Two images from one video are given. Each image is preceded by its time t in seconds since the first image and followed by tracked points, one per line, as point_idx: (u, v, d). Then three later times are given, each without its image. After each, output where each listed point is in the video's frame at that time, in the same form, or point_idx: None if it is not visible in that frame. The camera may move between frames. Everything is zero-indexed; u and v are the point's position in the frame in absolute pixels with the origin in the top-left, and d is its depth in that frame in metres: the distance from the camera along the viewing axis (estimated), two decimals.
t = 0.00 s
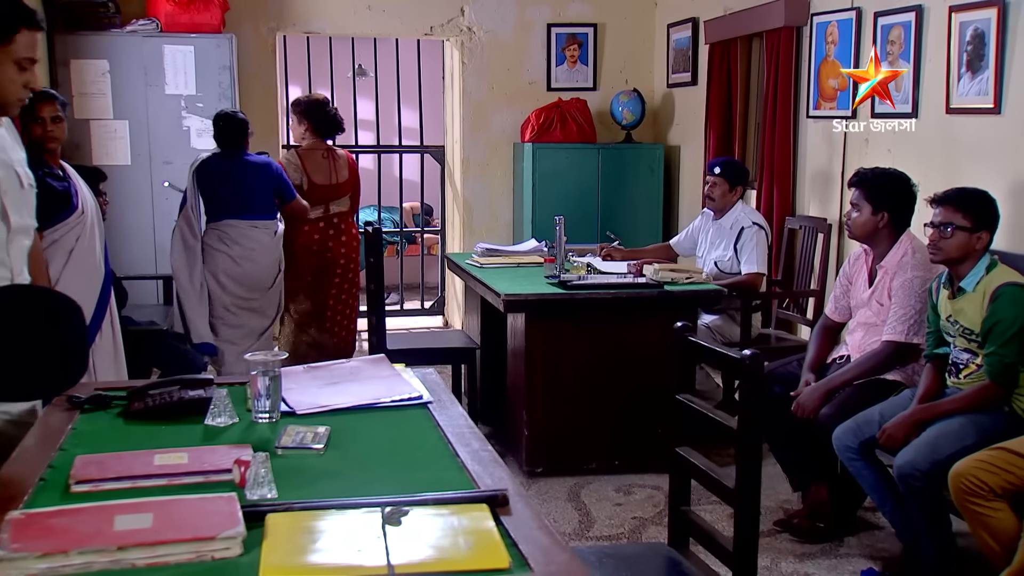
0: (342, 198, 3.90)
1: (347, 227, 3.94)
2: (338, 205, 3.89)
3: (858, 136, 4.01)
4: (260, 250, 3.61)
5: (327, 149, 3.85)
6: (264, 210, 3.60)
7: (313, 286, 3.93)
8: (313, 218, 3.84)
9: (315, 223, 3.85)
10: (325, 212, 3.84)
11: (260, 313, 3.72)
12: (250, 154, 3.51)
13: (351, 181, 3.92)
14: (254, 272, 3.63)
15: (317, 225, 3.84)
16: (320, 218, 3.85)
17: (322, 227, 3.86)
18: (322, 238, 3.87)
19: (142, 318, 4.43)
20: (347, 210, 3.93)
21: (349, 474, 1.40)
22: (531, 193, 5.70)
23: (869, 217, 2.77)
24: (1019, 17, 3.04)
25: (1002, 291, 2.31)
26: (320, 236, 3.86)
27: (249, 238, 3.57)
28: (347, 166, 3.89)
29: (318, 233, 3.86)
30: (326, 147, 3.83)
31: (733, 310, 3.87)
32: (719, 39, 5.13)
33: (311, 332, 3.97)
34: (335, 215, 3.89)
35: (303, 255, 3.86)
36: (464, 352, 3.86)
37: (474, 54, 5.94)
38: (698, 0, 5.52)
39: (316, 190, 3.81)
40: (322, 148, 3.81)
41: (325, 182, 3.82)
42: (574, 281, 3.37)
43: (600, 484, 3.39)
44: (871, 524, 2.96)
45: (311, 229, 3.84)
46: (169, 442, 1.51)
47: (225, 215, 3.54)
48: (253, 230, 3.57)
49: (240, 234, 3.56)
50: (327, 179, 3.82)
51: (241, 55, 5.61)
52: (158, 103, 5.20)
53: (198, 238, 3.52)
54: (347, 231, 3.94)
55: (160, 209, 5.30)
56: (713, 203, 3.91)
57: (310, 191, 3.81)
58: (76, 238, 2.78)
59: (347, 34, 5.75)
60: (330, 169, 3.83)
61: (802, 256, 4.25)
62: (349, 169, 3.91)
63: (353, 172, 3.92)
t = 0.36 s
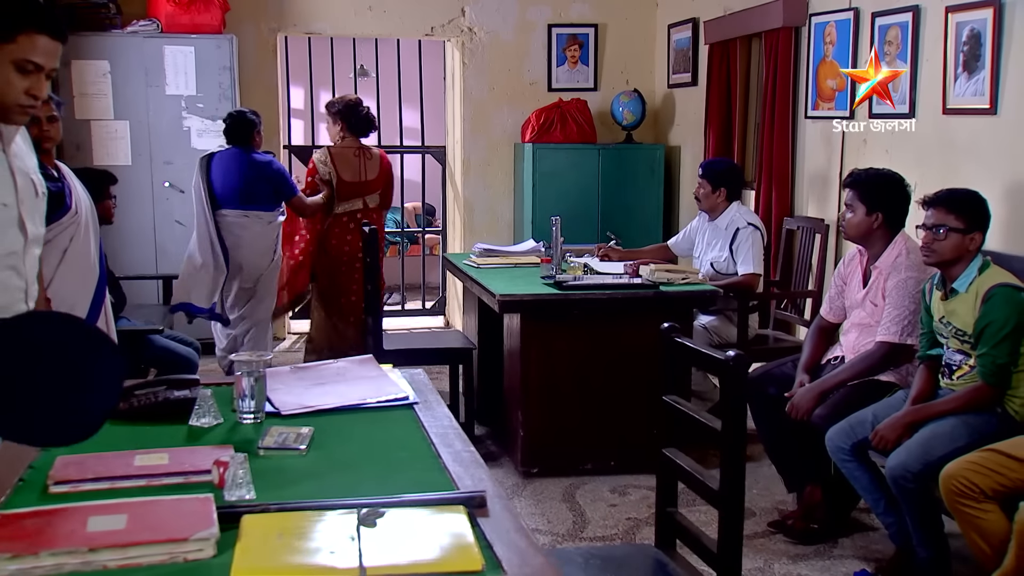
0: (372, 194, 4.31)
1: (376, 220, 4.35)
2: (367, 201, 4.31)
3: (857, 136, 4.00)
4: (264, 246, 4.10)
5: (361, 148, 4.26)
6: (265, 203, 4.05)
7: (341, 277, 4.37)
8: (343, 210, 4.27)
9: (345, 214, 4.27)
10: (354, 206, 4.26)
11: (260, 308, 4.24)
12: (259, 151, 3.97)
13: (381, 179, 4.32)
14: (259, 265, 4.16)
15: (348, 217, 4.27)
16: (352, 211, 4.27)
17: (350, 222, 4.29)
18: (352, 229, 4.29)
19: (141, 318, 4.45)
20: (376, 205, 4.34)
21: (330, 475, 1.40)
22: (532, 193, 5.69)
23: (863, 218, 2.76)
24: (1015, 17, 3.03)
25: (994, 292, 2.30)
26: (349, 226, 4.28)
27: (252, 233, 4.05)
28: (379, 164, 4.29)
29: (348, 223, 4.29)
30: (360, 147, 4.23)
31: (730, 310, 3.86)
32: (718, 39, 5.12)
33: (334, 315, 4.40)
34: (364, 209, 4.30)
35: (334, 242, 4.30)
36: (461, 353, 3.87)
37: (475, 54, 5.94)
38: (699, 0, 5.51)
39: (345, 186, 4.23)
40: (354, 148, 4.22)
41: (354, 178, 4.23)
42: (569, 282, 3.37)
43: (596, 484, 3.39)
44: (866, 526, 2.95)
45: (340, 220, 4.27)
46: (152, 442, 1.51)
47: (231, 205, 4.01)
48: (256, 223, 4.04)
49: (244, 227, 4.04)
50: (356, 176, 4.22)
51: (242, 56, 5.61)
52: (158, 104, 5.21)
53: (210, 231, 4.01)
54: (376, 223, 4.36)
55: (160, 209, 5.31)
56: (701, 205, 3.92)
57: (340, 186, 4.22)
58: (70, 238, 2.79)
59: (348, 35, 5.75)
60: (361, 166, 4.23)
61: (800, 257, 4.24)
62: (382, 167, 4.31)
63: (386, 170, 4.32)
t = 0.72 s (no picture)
0: (389, 196, 4.46)
1: (395, 221, 4.51)
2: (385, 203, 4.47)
3: (855, 136, 3.98)
4: (268, 241, 4.28)
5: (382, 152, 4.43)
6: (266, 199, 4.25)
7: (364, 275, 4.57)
8: (361, 211, 4.46)
9: (362, 215, 4.47)
10: (368, 207, 4.43)
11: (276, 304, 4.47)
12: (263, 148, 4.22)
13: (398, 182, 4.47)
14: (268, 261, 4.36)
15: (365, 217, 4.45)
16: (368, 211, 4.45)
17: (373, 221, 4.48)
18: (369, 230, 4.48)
19: (139, 317, 4.45)
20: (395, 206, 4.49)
21: (309, 476, 1.40)
22: (532, 193, 5.68)
23: (857, 219, 2.75)
24: (1012, 16, 3.01)
25: (986, 293, 2.29)
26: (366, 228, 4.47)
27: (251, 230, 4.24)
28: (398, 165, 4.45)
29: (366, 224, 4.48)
30: (379, 149, 4.40)
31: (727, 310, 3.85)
32: (718, 39, 5.11)
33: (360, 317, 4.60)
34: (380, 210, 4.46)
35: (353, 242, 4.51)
36: (458, 353, 3.86)
37: (476, 54, 5.94)
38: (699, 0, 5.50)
39: (361, 186, 4.41)
40: (372, 152, 4.41)
41: (369, 180, 4.41)
42: (565, 282, 3.36)
43: (592, 484, 3.38)
44: (861, 528, 2.93)
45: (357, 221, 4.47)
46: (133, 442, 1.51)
47: (233, 200, 4.25)
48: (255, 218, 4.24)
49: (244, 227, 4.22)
50: (371, 177, 4.40)
51: (243, 56, 5.61)
52: (158, 104, 5.21)
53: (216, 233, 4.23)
54: (394, 224, 4.51)
55: (159, 209, 5.32)
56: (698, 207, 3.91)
57: (356, 187, 4.42)
58: (64, 238, 2.82)
59: (348, 35, 5.75)
60: (377, 168, 4.41)
61: (798, 257, 4.23)
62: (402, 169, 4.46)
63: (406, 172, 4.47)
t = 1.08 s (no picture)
0: (412, 194, 4.64)
1: (417, 221, 4.69)
2: (406, 200, 4.64)
3: (854, 136, 3.96)
4: (284, 245, 4.48)
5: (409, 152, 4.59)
6: (286, 202, 4.44)
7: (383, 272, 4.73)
8: (385, 208, 4.64)
9: (387, 212, 4.65)
10: (389, 204, 4.62)
11: (311, 313, 4.62)
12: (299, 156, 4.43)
13: (421, 180, 4.64)
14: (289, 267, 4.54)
15: (389, 215, 4.64)
16: (393, 209, 4.63)
17: (392, 216, 4.65)
18: (393, 228, 4.66)
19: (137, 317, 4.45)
20: (417, 206, 4.67)
21: (290, 476, 1.39)
22: (532, 193, 5.67)
23: (851, 219, 2.74)
24: (1010, 15, 2.99)
25: (980, 294, 2.28)
26: (390, 226, 4.65)
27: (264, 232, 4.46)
28: (424, 166, 4.63)
29: (389, 222, 4.66)
30: (406, 148, 4.57)
31: (724, 310, 3.85)
32: (718, 38, 5.09)
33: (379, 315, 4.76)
34: (403, 209, 4.64)
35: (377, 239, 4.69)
36: (455, 354, 3.85)
37: (476, 54, 5.93)
38: None
39: (385, 184, 4.60)
40: (399, 150, 4.57)
41: (393, 178, 4.59)
42: (561, 282, 3.36)
43: (588, 485, 3.37)
44: (856, 529, 2.92)
45: (381, 218, 4.66)
46: (117, 443, 1.51)
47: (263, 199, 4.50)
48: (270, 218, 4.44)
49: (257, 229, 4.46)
50: (395, 176, 4.59)
51: (243, 55, 5.61)
52: (158, 104, 5.21)
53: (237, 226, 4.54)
54: (416, 223, 4.69)
55: (159, 208, 5.31)
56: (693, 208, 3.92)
57: (381, 184, 4.61)
58: (58, 238, 2.85)
59: (349, 35, 5.75)
60: (402, 167, 4.59)
61: (797, 257, 4.21)
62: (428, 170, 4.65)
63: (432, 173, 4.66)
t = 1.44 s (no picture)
0: (416, 193, 4.64)
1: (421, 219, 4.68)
2: (411, 199, 4.64)
3: (856, 136, 3.94)
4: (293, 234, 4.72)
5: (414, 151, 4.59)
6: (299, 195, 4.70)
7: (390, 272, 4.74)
8: (390, 206, 4.64)
9: (391, 211, 4.65)
10: (394, 203, 4.62)
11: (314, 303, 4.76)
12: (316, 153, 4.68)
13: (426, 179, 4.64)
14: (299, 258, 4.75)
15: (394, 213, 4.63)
16: (397, 208, 4.63)
17: (397, 216, 4.64)
18: (398, 226, 4.66)
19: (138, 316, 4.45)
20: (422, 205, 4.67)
21: (276, 475, 1.38)
22: (535, 193, 5.66)
23: (849, 219, 2.73)
24: (1011, 14, 2.97)
25: (978, 294, 2.26)
26: (395, 224, 4.65)
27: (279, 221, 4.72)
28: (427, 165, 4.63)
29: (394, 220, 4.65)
30: (408, 149, 4.57)
31: (725, 310, 3.84)
32: (720, 37, 5.07)
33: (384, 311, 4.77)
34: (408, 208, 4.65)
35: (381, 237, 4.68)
36: (455, 353, 3.85)
37: (480, 53, 5.92)
38: None
39: (389, 183, 4.61)
40: (405, 150, 4.58)
41: (396, 177, 4.60)
42: (560, 281, 3.35)
43: (587, 485, 3.36)
44: (854, 529, 2.91)
45: (386, 216, 4.66)
46: (104, 442, 1.50)
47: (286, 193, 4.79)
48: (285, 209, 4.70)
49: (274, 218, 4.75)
50: (398, 176, 4.60)
51: (246, 55, 5.61)
52: (161, 103, 5.22)
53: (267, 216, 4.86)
54: (420, 222, 4.69)
55: (162, 207, 5.32)
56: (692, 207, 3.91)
57: (386, 183, 4.62)
58: (53, 237, 2.91)
59: (352, 34, 5.75)
60: (407, 167, 4.59)
61: (798, 257, 4.19)
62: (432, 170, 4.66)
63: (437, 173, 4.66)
